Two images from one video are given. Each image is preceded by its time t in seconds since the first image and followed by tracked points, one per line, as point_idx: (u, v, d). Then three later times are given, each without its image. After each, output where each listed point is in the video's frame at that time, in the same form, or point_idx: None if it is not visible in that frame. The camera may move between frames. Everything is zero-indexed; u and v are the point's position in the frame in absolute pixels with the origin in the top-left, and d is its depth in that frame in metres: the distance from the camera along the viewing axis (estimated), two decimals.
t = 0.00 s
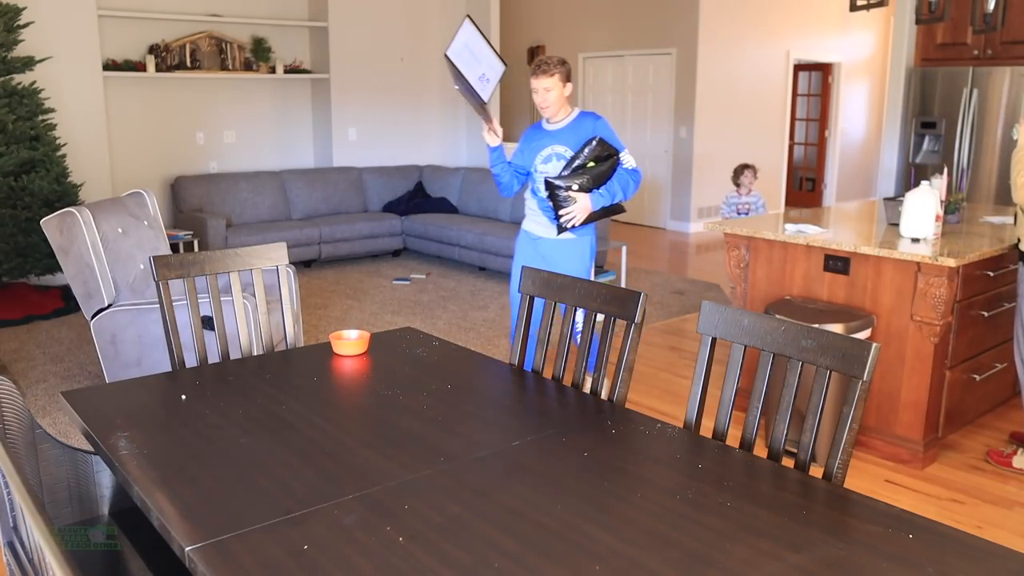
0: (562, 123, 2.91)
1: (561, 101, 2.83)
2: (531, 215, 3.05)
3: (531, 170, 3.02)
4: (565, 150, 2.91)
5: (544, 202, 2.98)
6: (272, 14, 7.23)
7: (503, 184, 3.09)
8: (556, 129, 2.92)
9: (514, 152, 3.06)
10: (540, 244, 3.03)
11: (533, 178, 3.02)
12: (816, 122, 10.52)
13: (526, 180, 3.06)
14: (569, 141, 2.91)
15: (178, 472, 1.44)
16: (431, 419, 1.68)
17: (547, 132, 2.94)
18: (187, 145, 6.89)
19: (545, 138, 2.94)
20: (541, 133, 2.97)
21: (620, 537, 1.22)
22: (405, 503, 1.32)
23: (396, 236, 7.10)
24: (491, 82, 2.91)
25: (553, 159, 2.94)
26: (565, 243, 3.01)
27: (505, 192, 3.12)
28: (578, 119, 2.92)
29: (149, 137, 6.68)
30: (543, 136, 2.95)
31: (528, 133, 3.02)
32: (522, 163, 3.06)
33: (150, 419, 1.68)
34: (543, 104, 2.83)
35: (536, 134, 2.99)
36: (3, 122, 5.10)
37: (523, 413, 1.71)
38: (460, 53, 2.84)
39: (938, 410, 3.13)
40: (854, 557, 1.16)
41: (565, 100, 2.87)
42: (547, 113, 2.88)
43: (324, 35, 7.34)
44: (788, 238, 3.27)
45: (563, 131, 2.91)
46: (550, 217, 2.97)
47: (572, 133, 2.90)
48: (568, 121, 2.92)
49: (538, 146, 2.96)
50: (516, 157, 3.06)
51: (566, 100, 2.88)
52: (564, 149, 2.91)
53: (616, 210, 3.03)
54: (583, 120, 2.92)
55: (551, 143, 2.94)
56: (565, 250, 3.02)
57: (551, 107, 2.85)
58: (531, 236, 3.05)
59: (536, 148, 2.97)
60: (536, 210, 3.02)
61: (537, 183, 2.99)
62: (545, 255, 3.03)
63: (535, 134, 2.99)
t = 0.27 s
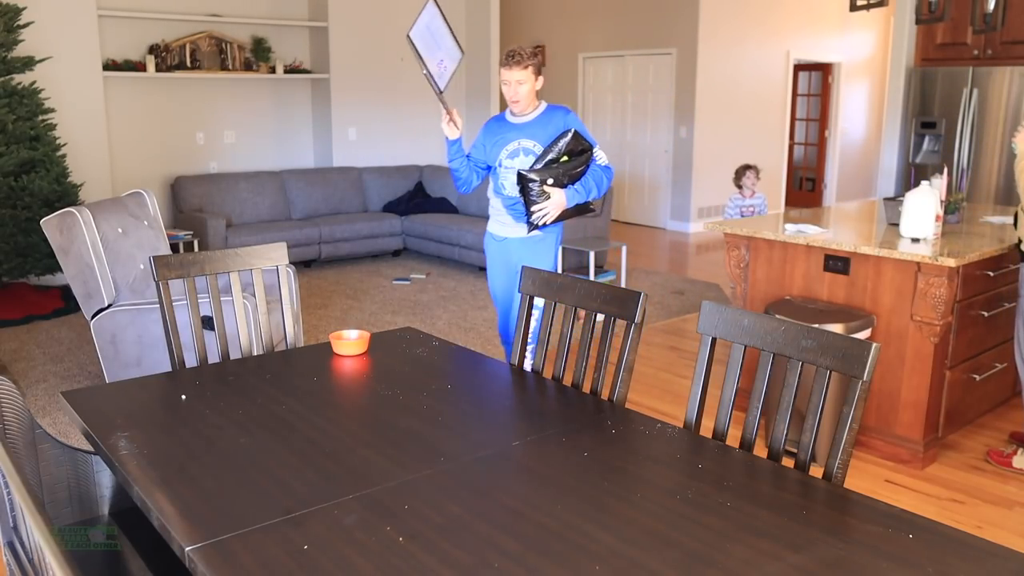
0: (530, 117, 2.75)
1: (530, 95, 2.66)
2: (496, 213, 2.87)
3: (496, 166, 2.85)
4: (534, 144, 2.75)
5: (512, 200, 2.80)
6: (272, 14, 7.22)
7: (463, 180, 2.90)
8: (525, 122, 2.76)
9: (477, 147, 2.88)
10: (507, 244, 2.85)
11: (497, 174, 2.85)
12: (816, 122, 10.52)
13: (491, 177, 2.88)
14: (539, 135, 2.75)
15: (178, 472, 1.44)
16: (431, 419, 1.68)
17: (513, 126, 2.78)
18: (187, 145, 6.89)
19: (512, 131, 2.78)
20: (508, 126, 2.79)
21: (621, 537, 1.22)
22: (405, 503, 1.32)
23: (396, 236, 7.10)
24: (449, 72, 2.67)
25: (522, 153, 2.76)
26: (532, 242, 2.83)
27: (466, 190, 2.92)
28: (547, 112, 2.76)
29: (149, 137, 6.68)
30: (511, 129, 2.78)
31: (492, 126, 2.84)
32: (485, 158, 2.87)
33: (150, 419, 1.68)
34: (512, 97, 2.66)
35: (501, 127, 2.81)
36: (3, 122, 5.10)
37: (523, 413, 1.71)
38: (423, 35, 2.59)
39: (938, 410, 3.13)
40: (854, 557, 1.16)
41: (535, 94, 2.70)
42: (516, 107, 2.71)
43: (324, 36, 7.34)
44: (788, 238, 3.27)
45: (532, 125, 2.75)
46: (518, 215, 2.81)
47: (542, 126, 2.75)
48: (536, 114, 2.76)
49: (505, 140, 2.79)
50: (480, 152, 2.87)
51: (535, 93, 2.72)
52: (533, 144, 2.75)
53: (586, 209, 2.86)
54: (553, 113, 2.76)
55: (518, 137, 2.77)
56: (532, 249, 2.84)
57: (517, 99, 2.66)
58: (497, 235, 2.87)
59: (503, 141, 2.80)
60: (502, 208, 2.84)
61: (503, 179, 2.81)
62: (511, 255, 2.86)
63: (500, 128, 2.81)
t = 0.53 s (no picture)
0: (508, 124, 2.60)
1: (509, 100, 2.52)
2: (467, 225, 2.71)
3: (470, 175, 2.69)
4: (511, 154, 2.60)
5: (485, 212, 2.64)
6: (272, 14, 7.22)
7: (435, 191, 2.73)
8: (502, 130, 2.60)
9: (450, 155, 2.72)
10: (477, 258, 2.67)
11: (471, 184, 2.69)
12: (816, 122, 10.52)
13: (464, 187, 2.72)
14: (517, 145, 2.60)
15: (178, 473, 1.44)
16: (431, 419, 1.68)
17: (490, 133, 2.62)
18: (187, 145, 6.89)
19: (488, 139, 2.62)
20: (484, 133, 2.63)
21: (620, 538, 1.22)
22: (405, 503, 1.32)
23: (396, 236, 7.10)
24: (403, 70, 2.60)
25: (498, 163, 2.61)
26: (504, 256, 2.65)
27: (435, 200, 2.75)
28: (527, 121, 2.61)
29: (148, 137, 6.68)
30: (487, 137, 2.62)
31: (467, 133, 2.67)
32: (459, 166, 2.71)
33: (150, 419, 1.68)
34: (490, 102, 2.51)
35: (477, 134, 2.65)
36: (3, 122, 5.10)
37: (523, 413, 1.71)
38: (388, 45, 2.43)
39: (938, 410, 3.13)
40: (854, 557, 1.16)
41: (513, 101, 2.56)
42: (493, 113, 2.56)
43: (324, 35, 7.34)
44: (788, 238, 3.27)
45: (510, 133, 2.60)
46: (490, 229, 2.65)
47: (520, 136, 2.60)
48: (515, 122, 2.60)
49: (481, 148, 2.63)
50: (453, 160, 2.71)
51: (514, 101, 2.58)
52: (510, 153, 2.60)
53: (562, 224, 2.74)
54: (533, 122, 2.61)
55: (494, 145, 2.61)
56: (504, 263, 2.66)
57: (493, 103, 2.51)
58: (468, 249, 2.69)
59: (478, 150, 2.64)
60: (474, 220, 2.68)
61: (478, 189, 2.66)
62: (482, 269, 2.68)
63: (476, 135, 2.65)
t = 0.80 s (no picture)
0: (485, 119, 2.52)
1: (485, 94, 2.43)
2: (445, 227, 2.61)
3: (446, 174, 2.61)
4: (488, 151, 2.52)
5: (464, 212, 2.56)
6: (273, 14, 7.22)
7: (409, 194, 2.64)
8: (479, 126, 2.53)
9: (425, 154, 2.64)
10: (457, 262, 2.58)
11: (447, 184, 2.61)
12: (816, 122, 10.52)
13: (441, 187, 2.64)
14: (494, 140, 2.52)
15: (178, 472, 1.44)
16: (431, 420, 1.68)
17: (465, 129, 2.55)
18: (187, 145, 6.89)
19: (464, 136, 2.54)
20: (460, 130, 2.56)
21: (620, 537, 1.22)
22: (405, 503, 1.32)
23: (396, 236, 7.10)
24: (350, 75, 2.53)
25: (475, 160, 2.53)
26: (487, 261, 2.56)
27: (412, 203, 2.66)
28: (504, 115, 2.54)
29: (148, 137, 6.68)
30: (463, 134, 2.54)
31: (443, 131, 2.60)
32: (435, 167, 2.63)
33: (150, 419, 1.68)
34: (464, 96, 2.43)
35: (453, 131, 2.57)
36: (3, 122, 5.10)
37: (522, 413, 1.71)
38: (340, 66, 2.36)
39: (938, 410, 3.13)
40: (853, 557, 1.16)
41: (491, 95, 2.48)
42: (468, 107, 2.48)
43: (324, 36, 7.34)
44: (788, 238, 3.27)
45: (487, 128, 2.52)
46: (468, 230, 2.56)
47: (498, 131, 2.52)
48: (491, 117, 2.53)
49: (456, 146, 2.56)
50: (429, 160, 2.63)
51: (492, 95, 2.50)
52: (487, 150, 2.53)
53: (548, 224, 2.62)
54: (510, 116, 2.54)
55: (471, 142, 2.54)
56: (486, 267, 2.56)
57: (469, 97, 2.42)
58: (445, 253, 2.60)
59: (454, 147, 2.56)
60: (453, 221, 2.59)
61: (455, 188, 2.57)
62: (462, 275, 2.58)
63: (452, 132, 2.57)
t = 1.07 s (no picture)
0: (455, 123, 2.39)
1: (452, 98, 2.30)
2: (416, 237, 2.48)
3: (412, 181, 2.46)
4: (462, 157, 2.40)
5: (439, 221, 2.43)
6: (273, 14, 7.21)
7: (371, 207, 2.46)
8: (450, 130, 2.39)
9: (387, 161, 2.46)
10: (432, 274, 2.47)
11: (414, 192, 2.46)
12: (816, 122, 10.53)
13: (408, 195, 2.48)
14: (468, 145, 2.40)
15: (178, 472, 1.44)
16: (430, 420, 1.67)
17: (435, 134, 2.40)
18: (187, 145, 6.89)
19: (434, 141, 2.40)
20: (429, 135, 2.41)
21: (620, 537, 1.22)
22: (405, 503, 1.32)
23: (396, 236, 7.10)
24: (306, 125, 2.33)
25: (450, 167, 2.40)
26: (464, 271, 2.47)
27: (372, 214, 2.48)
28: (476, 117, 2.42)
29: (148, 137, 6.68)
30: (434, 138, 2.40)
31: (408, 135, 2.43)
32: (399, 173, 2.47)
33: (151, 419, 1.68)
34: (430, 101, 2.29)
35: (420, 136, 2.42)
36: (3, 122, 5.10)
37: (523, 413, 1.71)
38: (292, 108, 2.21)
39: (939, 410, 3.13)
40: (853, 557, 1.16)
41: (459, 100, 2.35)
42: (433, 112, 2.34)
43: (325, 36, 7.34)
44: (788, 238, 3.27)
45: (459, 133, 2.40)
46: (443, 240, 2.44)
47: (470, 136, 2.40)
48: (462, 120, 2.40)
49: (426, 151, 2.41)
50: (392, 167, 2.46)
51: (460, 98, 2.37)
52: (461, 156, 2.40)
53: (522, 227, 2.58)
54: (482, 119, 2.42)
55: (441, 147, 2.40)
56: (463, 278, 2.47)
57: (435, 103, 2.29)
58: (418, 266, 2.48)
59: (424, 152, 2.41)
60: (425, 231, 2.46)
61: (426, 196, 2.43)
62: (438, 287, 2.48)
63: (419, 137, 2.42)
